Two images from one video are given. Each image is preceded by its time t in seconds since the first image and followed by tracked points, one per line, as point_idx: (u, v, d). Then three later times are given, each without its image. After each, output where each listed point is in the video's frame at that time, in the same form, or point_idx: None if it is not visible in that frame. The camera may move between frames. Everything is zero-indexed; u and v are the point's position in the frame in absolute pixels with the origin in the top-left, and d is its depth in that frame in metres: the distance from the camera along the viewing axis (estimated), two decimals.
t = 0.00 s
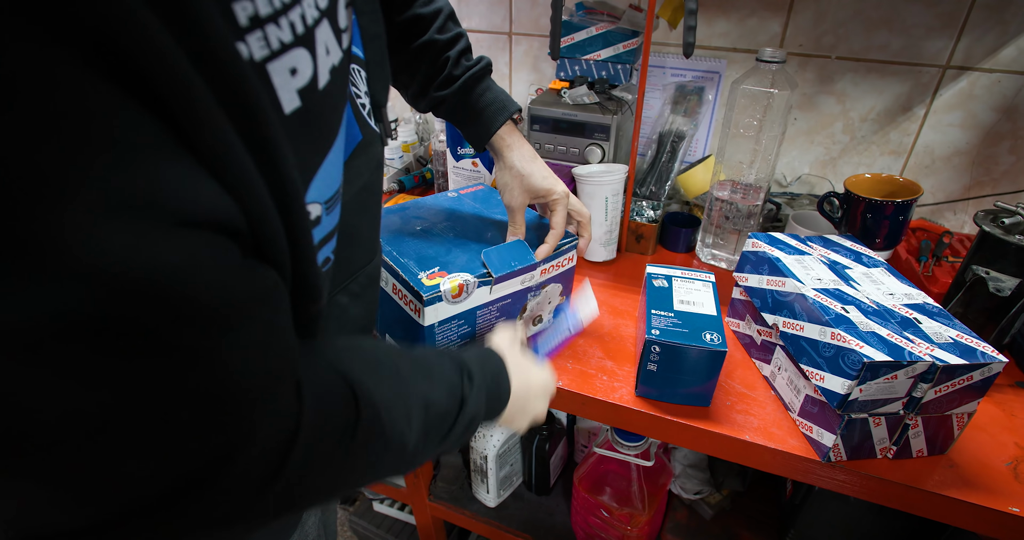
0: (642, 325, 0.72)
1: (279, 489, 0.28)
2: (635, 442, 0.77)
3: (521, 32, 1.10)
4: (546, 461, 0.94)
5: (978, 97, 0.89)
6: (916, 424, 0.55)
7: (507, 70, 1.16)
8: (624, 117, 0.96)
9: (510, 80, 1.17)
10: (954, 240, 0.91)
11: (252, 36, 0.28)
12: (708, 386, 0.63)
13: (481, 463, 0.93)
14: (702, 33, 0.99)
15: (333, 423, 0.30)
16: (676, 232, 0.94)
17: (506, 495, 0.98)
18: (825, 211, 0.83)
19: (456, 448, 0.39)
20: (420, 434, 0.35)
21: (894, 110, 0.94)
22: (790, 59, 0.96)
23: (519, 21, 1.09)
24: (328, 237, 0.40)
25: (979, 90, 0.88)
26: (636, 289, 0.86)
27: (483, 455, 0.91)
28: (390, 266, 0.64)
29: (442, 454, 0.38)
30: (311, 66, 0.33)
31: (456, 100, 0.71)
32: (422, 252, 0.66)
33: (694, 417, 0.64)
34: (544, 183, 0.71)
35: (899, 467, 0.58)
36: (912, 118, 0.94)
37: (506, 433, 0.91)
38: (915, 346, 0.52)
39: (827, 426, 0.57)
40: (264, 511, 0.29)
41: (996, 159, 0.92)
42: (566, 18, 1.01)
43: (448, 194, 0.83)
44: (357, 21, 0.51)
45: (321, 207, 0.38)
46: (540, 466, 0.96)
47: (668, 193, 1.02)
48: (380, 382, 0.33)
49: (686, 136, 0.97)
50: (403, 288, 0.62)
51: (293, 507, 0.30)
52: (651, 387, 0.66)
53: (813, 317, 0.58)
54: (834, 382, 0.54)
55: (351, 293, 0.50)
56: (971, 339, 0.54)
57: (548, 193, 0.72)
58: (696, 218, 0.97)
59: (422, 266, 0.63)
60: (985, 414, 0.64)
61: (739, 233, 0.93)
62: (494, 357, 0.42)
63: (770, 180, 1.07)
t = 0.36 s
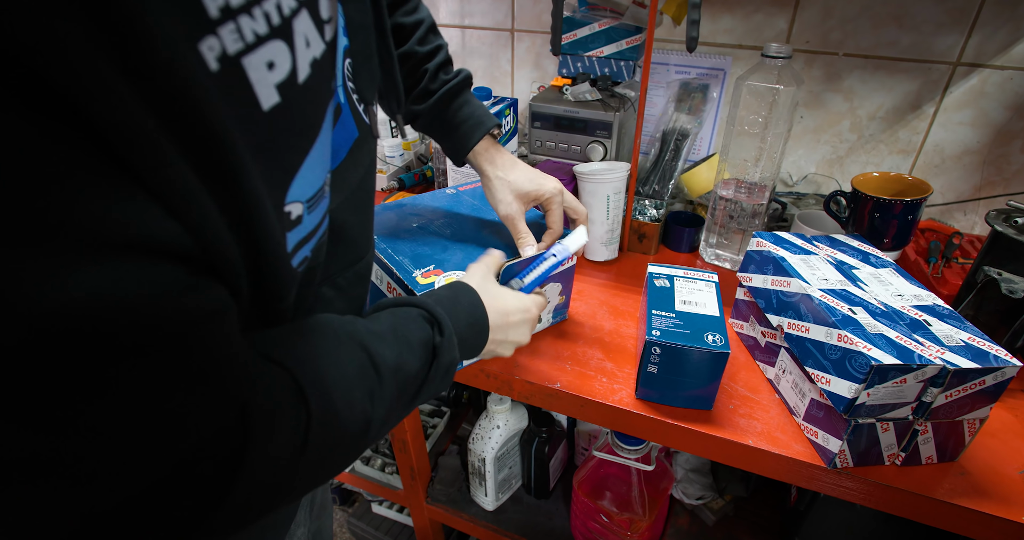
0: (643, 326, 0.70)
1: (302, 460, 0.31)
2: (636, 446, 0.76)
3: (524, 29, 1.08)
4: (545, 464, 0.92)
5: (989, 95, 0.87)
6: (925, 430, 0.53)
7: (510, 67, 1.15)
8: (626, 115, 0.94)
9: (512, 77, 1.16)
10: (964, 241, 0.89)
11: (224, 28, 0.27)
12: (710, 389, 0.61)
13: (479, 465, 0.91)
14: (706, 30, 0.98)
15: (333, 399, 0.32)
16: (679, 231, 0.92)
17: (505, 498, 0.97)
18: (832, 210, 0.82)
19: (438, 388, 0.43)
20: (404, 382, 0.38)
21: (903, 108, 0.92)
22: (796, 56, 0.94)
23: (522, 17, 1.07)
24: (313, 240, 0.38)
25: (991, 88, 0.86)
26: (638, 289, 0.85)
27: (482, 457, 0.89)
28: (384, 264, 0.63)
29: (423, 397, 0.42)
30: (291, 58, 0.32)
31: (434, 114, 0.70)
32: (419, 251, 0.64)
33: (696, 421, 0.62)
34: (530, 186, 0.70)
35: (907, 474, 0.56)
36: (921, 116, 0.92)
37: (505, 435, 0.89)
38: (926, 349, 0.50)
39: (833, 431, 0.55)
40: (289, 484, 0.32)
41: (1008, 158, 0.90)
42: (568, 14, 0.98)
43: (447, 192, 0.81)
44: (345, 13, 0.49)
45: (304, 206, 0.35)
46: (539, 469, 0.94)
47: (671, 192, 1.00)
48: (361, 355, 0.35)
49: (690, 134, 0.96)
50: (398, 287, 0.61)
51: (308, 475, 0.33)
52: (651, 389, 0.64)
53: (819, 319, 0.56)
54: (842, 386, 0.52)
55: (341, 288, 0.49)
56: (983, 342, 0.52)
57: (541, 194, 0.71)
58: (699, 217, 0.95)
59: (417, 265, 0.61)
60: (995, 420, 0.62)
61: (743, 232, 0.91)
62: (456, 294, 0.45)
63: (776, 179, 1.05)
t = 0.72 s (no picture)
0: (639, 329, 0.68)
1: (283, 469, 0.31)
2: (632, 452, 0.74)
3: (522, 28, 1.07)
4: (542, 470, 0.91)
5: (995, 95, 0.85)
6: (929, 438, 0.52)
7: (509, 67, 1.13)
8: (624, 115, 0.93)
9: (510, 78, 1.15)
10: (969, 244, 0.87)
11: (154, 13, 0.25)
12: (707, 394, 0.60)
13: (474, 470, 0.90)
14: (705, 29, 0.96)
15: (314, 406, 0.33)
16: (677, 233, 0.91)
17: (500, 504, 0.95)
18: (834, 211, 0.80)
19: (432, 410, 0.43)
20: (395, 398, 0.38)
21: (906, 109, 0.91)
22: (797, 55, 0.93)
23: (519, 17, 1.06)
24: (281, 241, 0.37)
25: (996, 87, 0.84)
26: (635, 292, 0.83)
27: (476, 463, 0.88)
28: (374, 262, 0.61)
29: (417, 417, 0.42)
30: (237, 47, 0.30)
31: (413, 92, 0.70)
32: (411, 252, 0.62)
33: (692, 427, 0.60)
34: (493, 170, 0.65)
35: (910, 483, 0.54)
36: (925, 117, 0.90)
37: (500, 440, 0.88)
38: (929, 354, 0.49)
39: (833, 438, 0.54)
40: (271, 492, 0.32)
41: (1014, 159, 0.88)
42: (565, 13, 0.97)
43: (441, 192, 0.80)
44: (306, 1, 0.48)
45: (264, 210, 0.34)
46: (535, 475, 0.92)
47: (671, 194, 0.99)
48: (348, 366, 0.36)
49: (690, 134, 0.95)
50: (387, 286, 0.60)
51: (290, 486, 0.33)
52: (647, 395, 0.62)
53: (819, 323, 0.54)
54: (842, 392, 0.50)
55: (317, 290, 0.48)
56: (988, 347, 0.50)
57: (502, 181, 0.65)
58: (698, 218, 0.94)
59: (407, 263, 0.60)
60: (1001, 427, 0.60)
61: (744, 235, 0.89)
62: (458, 318, 0.46)
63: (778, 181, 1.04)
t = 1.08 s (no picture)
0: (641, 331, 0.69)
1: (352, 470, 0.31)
2: (634, 454, 0.75)
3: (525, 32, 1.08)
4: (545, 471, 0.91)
5: (998, 98, 0.85)
6: (930, 440, 0.52)
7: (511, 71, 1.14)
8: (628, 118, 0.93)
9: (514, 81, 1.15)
10: (971, 247, 0.87)
11: (160, 7, 0.25)
12: (709, 396, 0.60)
13: (478, 473, 0.90)
14: (708, 33, 0.97)
15: (370, 408, 0.32)
16: (680, 236, 0.91)
17: (503, 506, 0.95)
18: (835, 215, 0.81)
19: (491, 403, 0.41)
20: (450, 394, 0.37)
21: (909, 112, 0.91)
22: (800, 59, 0.93)
23: (523, 20, 1.07)
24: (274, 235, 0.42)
25: (999, 91, 0.85)
26: (638, 294, 0.83)
27: (480, 464, 0.88)
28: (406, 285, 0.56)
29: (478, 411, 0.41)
30: (226, 37, 0.31)
31: None
32: (449, 269, 0.59)
33: (695, 429, 0.61)
34: (447, 26, 0.63)
35: (912, 485, 0.54)
36: (928, 120, 0.90)
37: (503, 442, 0.88)
38: (930, 357, 0.49)
39: (835, 440, 0.54)
40: (346, 497, 0.32)
41: (1016, 163, 0.88)
42: (569, 17, 0.98)
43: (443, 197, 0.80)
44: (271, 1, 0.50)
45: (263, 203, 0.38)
46: (539, 477, 0.93)
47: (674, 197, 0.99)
48: (396, 366, 0.35)
49: (693, 137, 0.95)
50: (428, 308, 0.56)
51: (355, 497, 0.32)
52: (649, 396, 0.63)
53: (821, 325, 0.55)
54: (843, 394, 0.50)
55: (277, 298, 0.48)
56: (990, 350, 0.51)
57: (458, 34, 0.63)
58: (701, 221, 0.94)
59: (447, 282, 0.57)
60: (1004, 430, 0.60)
61: (746, 238, 0.90)
62: (501, 313, 0.44)
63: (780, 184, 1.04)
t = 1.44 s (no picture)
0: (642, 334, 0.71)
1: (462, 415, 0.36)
2: (635, 452, 0.77)
3: (529, 40, 1.10)
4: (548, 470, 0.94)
5: (990, 106, 0.88)
6: (918, 438, 0.54)
7: (515, 78, 1.16)
8: (629, 126, 0.96)
9: (517, 88, 1.17)
10: (964, 251, 0.90)
11: None
12: (707, 396, 0.62)
13: (483, 470, 0.92)
14: (707, 42, 0.99)
15: (467, 361, 0.37)
16: (680, 240, 0.93)
17: (508, 503, 0.98)
18: (832, 221, 0.82)
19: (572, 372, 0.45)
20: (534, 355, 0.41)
21: (903, 119, 0.93)
22: (797, 67, 0.96)
23: (527, 29, 1.10)
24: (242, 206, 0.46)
25: (991, 99, 0.87)
26: (639, 298, 0.86)
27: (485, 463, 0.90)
28: (454, 301, 0.59)
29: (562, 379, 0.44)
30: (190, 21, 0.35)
31: None
32: (490, 278, 0.62)
33: (694, 428, 0.63)
34: (307, 12, 0.63)
35: (901, 481, 0.57)
36: (922, 128, 0.93)
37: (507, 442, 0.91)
38: (917, 358, 0.51)
39: (827, 438, 0.56)
40: (459, 446, 0.36)
41: (1007, 169, 0.91)
42: (572, 27, 1.01)
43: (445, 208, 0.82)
44: None
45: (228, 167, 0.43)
46: (542, 475, 0.95)
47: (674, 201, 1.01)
48: (481, 330, 0.40)
49: (693, 144, 0.98)
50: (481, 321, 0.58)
51: (467, 447, 0.36)
52: (649, 396, 0.65)
53: (814, 327, 0.57)
54: (834, 394, 0.53)
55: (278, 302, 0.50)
56: (974, 351, 0.53)
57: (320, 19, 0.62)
58: (700, 226, 0.96)
59: (490, 289, 0.60)
60: (991, 429, 0.63)
61: (744, 242, 0.92)
62: (560, 292, 0.48)
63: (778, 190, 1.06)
